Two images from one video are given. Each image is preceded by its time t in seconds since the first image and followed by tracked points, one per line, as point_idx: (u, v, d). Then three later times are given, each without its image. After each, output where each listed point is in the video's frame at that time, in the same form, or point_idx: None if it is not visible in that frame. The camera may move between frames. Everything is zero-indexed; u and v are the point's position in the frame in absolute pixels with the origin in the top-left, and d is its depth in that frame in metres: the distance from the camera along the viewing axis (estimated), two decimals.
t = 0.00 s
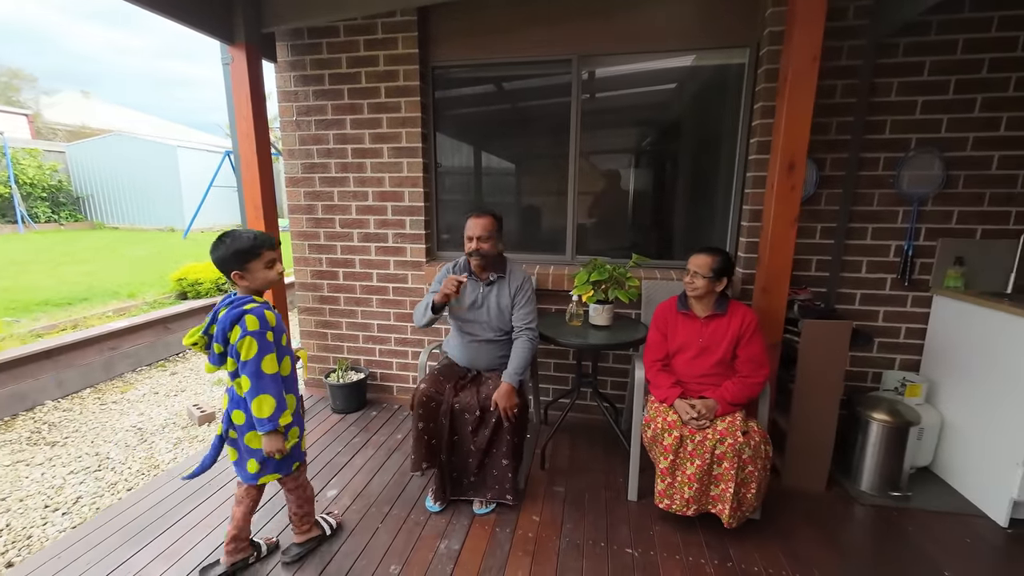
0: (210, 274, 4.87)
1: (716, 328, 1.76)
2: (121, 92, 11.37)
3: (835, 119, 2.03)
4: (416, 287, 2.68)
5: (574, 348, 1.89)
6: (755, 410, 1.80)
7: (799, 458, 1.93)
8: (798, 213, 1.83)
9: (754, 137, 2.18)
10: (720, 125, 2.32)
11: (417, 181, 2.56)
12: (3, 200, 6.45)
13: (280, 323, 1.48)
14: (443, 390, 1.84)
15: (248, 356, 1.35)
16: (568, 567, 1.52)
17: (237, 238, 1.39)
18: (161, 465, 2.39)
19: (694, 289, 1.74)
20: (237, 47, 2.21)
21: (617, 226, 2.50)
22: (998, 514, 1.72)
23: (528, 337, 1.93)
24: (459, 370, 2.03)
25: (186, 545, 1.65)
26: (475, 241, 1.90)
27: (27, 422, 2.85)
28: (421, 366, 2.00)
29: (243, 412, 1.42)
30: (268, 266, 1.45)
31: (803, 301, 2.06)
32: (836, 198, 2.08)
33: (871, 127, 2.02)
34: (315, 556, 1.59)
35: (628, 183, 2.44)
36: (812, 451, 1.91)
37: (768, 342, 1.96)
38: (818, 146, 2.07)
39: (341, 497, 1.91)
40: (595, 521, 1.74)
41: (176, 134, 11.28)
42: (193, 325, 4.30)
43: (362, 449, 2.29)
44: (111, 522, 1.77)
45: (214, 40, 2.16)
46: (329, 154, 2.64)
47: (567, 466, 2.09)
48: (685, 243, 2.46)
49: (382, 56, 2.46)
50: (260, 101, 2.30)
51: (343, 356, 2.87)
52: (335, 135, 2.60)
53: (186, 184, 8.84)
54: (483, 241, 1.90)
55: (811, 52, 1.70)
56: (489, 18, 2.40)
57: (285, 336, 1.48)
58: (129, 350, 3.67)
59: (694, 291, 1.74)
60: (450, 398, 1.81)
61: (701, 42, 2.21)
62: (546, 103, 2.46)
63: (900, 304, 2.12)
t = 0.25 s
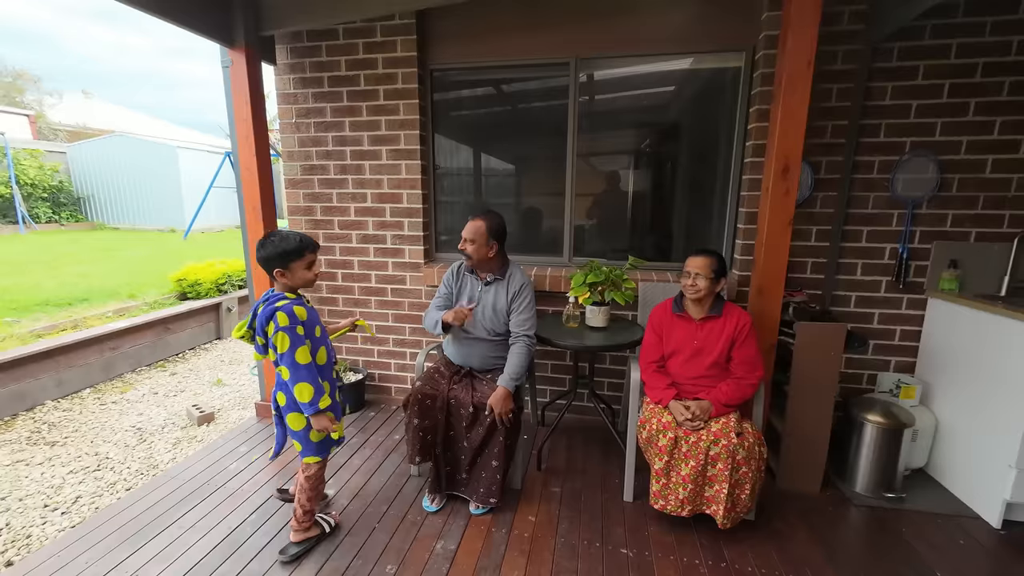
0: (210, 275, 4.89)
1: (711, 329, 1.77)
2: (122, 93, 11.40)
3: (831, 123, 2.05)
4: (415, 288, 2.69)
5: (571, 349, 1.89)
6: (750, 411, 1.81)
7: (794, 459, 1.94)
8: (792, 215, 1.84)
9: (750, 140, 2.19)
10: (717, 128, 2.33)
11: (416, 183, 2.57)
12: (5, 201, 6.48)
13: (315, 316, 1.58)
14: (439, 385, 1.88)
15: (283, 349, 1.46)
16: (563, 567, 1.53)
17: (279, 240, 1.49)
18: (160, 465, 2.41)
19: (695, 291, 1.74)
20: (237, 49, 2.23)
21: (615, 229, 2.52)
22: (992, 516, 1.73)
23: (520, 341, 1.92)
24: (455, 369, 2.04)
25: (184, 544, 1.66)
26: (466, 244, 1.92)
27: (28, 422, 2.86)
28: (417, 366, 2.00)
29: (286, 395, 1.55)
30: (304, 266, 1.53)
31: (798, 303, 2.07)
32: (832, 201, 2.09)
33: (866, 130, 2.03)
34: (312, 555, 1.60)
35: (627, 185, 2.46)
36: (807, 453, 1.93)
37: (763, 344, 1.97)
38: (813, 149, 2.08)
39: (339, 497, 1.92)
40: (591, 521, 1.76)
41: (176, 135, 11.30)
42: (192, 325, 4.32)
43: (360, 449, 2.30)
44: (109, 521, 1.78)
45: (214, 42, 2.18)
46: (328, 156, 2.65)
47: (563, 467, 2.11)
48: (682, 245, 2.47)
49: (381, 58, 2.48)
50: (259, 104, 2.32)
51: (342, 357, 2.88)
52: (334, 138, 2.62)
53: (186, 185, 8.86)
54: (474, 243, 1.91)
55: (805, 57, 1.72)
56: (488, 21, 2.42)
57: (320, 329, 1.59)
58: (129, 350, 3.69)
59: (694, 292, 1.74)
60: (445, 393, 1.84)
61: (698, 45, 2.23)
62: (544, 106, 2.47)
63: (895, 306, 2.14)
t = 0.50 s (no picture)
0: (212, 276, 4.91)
1: (709, 330, 1.78)
2: (125, 94, 11.42)
3: (830, 125, 2.06)
4: (415, 289, 2.70)
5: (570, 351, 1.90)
6: (749, 412, 1.82)
7: (792, 461, 1.95)
8: (791, 217, 1.85)
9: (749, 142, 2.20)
10: (716, 130, 2.34)
11: (416, 184, 2.58)
12: (8, 201, 6.51)
13: (340, 315, 1.71)
14: (438, 387, 1.89)
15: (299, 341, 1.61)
16: (562, 567, 1.54)
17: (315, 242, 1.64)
18: (162, 465, 2.42)
19: (701, 291, 1.74)
20: (239, 51, 2.24)
21: (615, 230, 2.53)
22: (990, 517, 1.73)
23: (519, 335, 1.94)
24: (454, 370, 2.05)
25: (185, 543, 1.67)
26: (464, 243, 1.97)
27: (30, 422, 2.87)
28: (416, 366, 2.03)
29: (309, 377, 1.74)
30: (335, 271, 1.67)
31: (796, 305, 2.08)
32: (831, 203, 2.10)
33: (864, 133, 2.04)
34: (312, 554, 1.61)
35: (628, 186, 2.47)
36: (805, 454, 1.93)
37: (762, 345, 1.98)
38: (812, 151, 2.09)
39: (339, 496, 1.93)
40: (590, 521, 1.76)
41: (178, 135, 11.34)
42: (194, 325, 4.33)
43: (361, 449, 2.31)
44: (111, 520, 1.79)
45: (216, 44, 2.19)
46: (329, 157, 2.67)
47: (562, 468, 2.11)
48: (681, 247, 2.48)
49: (382, 61, 2.50)
50: (261, 105, 2.34)
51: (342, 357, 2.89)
52: (335, 139, 2.64)
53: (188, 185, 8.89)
54: (471, 243, 1.95)
55: (803, 59, 1.73)
56: (488, 24, 2.43)
57: (343, 327, 1.72)
58: (131, 350, 3.71)
59: (701, 293, 1.74)
60: (445, 395, 1.86)
61: (696, 48, 2.24)
62: (544, 108, 2.48)
63: (894, 308, 2.14)
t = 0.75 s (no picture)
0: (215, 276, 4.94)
1: (710, 330, 1.78)
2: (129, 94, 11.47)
3: (830, 126, 2.06)
4: (417, 289, 2.72)
5: (570, 350, 1.92)
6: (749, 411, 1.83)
7: (792, 460, 1.96)
8: (791, 218, 1.86)
9: (750, 143, 2.21)
10: (718, 132, 2.35)
11: (419, 185, 2.60)
12: (12, 202, 6.56)
13: (349, 302, 2.01)
14: (437, 390, 1.91)
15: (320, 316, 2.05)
16: (563, 565, 1.55)
17: (345, 228, 1.96)
18: (166, 463, 2.44)
19: (693, 292, 1.76)
20: (243, 53, 2.26)
21: (616, 230, 2.54)
22: (991, 517, 1.73)
23: (521, 331, 2.02)
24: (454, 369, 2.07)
25: (189, 540, 1.68)
26: (464, 242, 2.01)
27: (36, 420, 2.90)
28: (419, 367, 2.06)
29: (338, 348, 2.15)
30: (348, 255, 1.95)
31: (797, 305, 2.08)
32: (832, 204, 2.10)
33: (865, 134, 2.05)
34: (315, 552, 1.62)
35: (630, 187, 2.48)
36: (805, 454, 1.94)
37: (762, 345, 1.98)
38: (812, 153, 2.10)
39: (342, 495, 1.95)
40: (591, 520, 1.77)
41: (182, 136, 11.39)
42: (197, 325, 4.36)
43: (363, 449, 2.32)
44: (116, 517, 1.81)
45: (221, 46, 2.21)
46: (332, 158, 2.68)
47: (564, 467, 2.12)
48: (682, 247, 2.49)
49: (385, 62, 2.51)
50: (266, 107, 2.36)
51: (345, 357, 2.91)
52: (338, 140, 2.65)
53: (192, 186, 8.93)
54: (471, 241, 2.00)
55: (804, 62, 1.73)
56: (490, 25, 2.44)
57: (349, 313, 2.02)
58: (135, 349, 3.73)
59: (692, 294, 1.76)
60: (443, 397, 1.87)
61: (697, 49, 2.25)
62: (545, 109, 2.50)
63: (894, 309, 2.15)
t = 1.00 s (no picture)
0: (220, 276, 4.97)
1: (713, 331, 1.79)
2: (133, 96, 11.55)
3: (833, 127, 2.06)
4: (421, 289, 2.73)
5: (572, 350, 1.92)
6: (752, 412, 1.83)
7: (796, 461, 1.96)
8: (795, 219, 1.86)
9: (753, 144, 2.21)
10: (721, 133, 2.36)
11: (423, 186, 2.61)
12: (20, 203, 6.63)
13: (349, 297, 2.04)
14: (441, 391, 1.92)
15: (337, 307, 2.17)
16: (567, 564, 1.56)
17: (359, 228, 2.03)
18: (172, 462, 2.46)
19: (692, 294, 1.77)
20: (250, 56, 2.28)
21: (619, 231, 2.55)
22: (995, 518, 1.73)
23: (522, 331, 2.03)
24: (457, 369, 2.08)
25: (196, 539, 1.70)
26: (468, 240, 2.03)
27: (43, 419, 2.93)
28: (423, 368, 2.07)
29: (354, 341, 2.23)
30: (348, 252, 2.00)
31: (801, 305, 2.08)
32: (835, 204, 2.11)
33: (868, 134, 2.05)
34: (320, 551, 1.63)
35: (634, 188, 2.49)
36: (809, 454, 1.94)
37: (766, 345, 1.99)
38: (815, 153, 2.10)
39: (346, 494, 1.96)
40: (594, 519, 1.78)
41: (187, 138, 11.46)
42: (202, 325, 4.39)
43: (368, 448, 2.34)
44: (124, 515, 1.83)
45: (228, 49, 2.23)
46: (337, 159, 2.70)
47: (567, 467, 2.13)
48: (685, 248, 2.49)
49: (389, 64, 2.53)
50: (271, 109, 2.38)
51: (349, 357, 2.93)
52: (343, 141, 2.67)
53: (197, 187, 8.98)
54: (475, 240, 2.01)
55: (807, 63, 1.74)
56: (494, 27, 2.46)
57: (348, 307, 2.05)
58: (141, 349, 3.76)
59: (692, 295, 1.77)
60: (447, 397, 1.88)
61: (700, 50, 2.26)
62: (549, 110, 2.51)
63: (898, 309, 2.15)
